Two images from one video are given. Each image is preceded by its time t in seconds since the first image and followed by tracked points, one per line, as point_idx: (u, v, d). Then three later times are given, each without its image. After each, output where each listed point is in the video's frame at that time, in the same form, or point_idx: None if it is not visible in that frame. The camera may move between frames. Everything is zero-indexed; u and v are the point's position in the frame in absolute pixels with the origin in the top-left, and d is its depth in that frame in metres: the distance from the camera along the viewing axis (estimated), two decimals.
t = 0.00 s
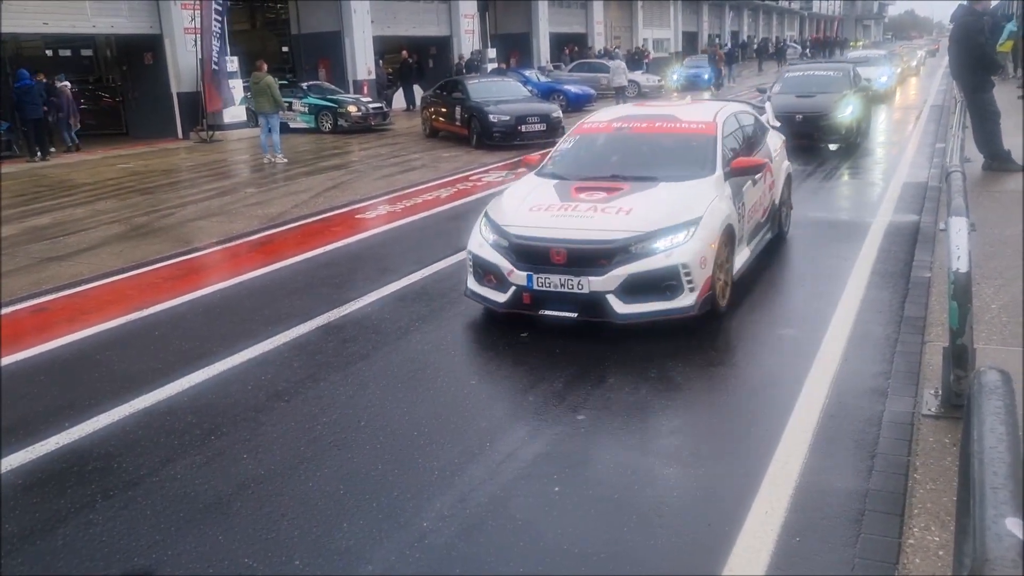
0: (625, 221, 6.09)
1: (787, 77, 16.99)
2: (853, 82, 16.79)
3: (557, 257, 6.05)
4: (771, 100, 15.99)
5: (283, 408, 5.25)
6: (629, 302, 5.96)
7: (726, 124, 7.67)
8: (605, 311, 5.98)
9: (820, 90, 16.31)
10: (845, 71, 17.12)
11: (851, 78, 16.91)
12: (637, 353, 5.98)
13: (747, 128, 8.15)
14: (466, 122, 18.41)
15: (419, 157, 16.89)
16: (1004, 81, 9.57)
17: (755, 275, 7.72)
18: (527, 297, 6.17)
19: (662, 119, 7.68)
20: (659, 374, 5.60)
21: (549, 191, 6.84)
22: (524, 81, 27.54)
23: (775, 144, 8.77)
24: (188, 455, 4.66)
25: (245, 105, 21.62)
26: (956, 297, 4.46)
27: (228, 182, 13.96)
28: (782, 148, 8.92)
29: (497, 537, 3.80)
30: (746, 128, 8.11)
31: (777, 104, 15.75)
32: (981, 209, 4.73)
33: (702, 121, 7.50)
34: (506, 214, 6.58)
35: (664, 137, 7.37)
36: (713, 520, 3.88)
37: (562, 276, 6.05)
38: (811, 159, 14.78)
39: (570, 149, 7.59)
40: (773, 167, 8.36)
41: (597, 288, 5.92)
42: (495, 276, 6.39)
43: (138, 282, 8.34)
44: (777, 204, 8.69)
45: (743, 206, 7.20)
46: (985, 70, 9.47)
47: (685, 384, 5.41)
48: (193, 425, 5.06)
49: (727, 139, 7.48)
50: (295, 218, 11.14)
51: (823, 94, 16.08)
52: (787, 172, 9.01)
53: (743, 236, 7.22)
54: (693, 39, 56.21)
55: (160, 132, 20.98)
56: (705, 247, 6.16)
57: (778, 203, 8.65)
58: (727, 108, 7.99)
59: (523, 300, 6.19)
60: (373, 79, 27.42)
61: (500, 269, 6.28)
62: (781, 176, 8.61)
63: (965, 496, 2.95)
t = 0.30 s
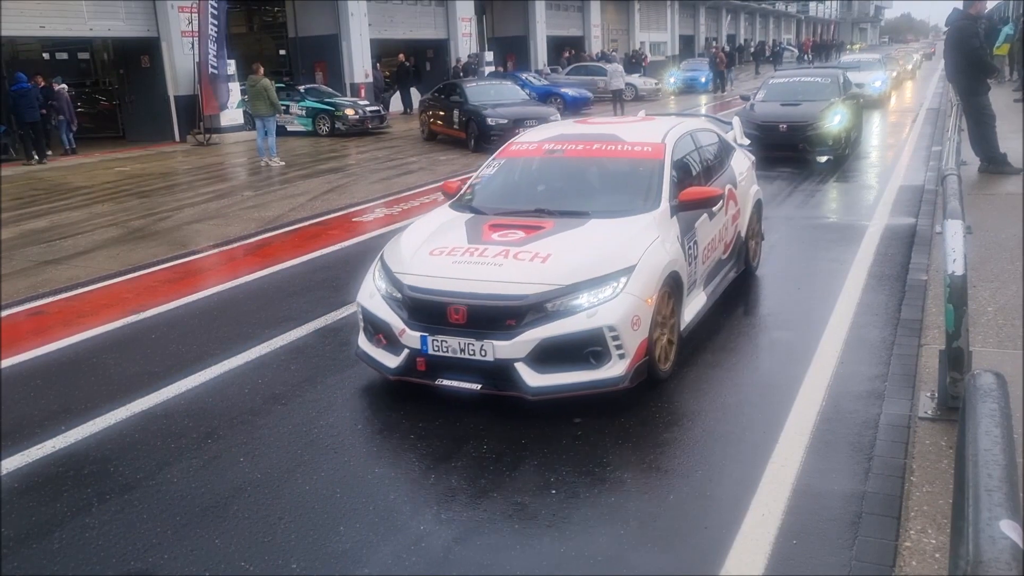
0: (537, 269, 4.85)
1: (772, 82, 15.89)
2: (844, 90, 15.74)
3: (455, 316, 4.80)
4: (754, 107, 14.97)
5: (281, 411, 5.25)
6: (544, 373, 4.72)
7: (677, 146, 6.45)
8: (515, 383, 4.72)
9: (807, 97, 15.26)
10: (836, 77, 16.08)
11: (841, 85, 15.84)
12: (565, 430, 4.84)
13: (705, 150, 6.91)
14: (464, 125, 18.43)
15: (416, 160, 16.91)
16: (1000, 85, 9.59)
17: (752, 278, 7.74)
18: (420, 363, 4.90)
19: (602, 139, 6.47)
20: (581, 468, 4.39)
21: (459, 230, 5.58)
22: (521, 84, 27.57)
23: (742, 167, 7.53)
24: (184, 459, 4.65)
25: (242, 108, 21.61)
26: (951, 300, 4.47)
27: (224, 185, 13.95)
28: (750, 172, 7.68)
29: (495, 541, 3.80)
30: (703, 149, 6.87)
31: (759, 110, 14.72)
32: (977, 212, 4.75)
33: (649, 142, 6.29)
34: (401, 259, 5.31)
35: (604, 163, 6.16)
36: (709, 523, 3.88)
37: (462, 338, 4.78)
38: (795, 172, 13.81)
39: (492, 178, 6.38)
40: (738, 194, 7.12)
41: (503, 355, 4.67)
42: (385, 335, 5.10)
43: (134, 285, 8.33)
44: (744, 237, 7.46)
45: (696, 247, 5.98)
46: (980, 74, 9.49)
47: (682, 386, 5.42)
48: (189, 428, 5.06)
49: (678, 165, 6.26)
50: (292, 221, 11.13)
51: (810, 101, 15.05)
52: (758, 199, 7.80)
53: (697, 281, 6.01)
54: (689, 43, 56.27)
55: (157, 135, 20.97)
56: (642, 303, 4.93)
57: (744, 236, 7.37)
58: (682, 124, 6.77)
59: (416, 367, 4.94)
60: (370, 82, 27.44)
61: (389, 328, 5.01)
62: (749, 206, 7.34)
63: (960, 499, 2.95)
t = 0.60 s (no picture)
0: (404, 347, 3.71)
1: (757, 89, 14.86)
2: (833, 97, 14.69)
3: (293, 411, 3.66)
4: (738, 117, 14.00)
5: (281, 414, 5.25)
6: (407, 483, 3.58)
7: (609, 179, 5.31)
8: (367, 501, 3.58)
9: (794, 105, 14.25)
10: (827, 84, 15.04)
11: (832, 92, 14.80)
12: (439, 555, 3.70)
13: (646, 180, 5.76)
14: (463, 128, 18.44)
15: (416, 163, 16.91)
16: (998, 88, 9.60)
17: (751, 282, 7.75)
18: (254, 468, 3.75)
19: (518, 168, 5.31)
20: (505, 558, 3.68)
21: (324, 288, 4.41)
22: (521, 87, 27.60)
23: (697, 199, 6.38)
24: (184, 462, 4.65)
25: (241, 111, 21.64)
26: (950, 304, 4.47)
27: (223, 188, 13.95)
28: (708, 205, 6.53)
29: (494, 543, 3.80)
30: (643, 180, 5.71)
31: (741, 121, 13.71)
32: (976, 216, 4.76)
33: (575, 174, 5.14)
34: (244, 327, 4.14)
35: (513, 201, 5.02)
36: (710, 526, 3.89)
37: (301, 439, 3.64)
38: (781, 187, 12.86)
39: (384, 216, 5.22)
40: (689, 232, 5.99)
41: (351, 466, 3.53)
42: (215, 427, 3.94)
43: (133, 288, 8.33)
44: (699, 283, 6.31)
45: (625, 308, 4.85)
46: (979, 78, 9.51)
47: (681, 389, 5.42)
48: (189, 431, 5.06)
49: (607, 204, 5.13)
50: (291, 224, 11.14)
51: (797, 110, 14.04)
52: (717, 236, 6.65)
53: (628, 346, 4.93)
54: (688, 46, 56.30)
55: (156, 138, 20.97)
56: (540, 394, 3.79)
57: (698, 281, 6.22)
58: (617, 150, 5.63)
59: (250, 472, 3.79)
60: (369, 85, 27.47)
61: (218, 420, 3.85)
62: (702, 246, 6.20)
63: (959, 502, 2.96)
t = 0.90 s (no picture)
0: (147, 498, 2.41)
1: (741, 97, 13.70)
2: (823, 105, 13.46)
3: None
4: (719, 127, 12.84)
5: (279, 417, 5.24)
6: None
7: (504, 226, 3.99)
8: None
9: (780, 114, 13.04)
10: (819, 91, 13.83)
11: (821, 101, 13.59)
12: None
13: (558, 224, 4.43)
14: (464, 133, 18.44)
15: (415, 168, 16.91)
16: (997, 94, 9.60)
17: (750, 286, 7.76)
18: None
19: (389, 206, 3.96)
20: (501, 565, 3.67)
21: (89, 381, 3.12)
22: (521, 92, 27.63)
23: (637, 243, 5.08)
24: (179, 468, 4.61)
25: (241, 115, 21.65)
26: (950, 309, 4.47)
27: (223, 192, 13.93)
28: (650, 247, 5.24)
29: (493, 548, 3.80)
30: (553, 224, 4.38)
31: (721, 133, 12.55)
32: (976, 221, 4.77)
33: (462, 216, 3.81)
34: None
35: (370, 256, 3.66)
36: (709, 531, 3.88)
37: None
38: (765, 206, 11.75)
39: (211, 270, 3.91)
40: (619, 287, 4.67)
41: None
42: None
43: (134, 292, 8.33)
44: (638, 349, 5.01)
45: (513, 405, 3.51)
46: (977, 82, 9.51)
47: (682, 393, 5.42)
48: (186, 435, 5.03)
49: (496, 260, 3.79)
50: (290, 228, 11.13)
51: (783, 120, 12.85)
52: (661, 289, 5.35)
53: (519, 450, 3.62)
54: (688, 51, 56.40)
55: (156, 142, 20.96)
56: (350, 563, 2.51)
57: (632, 346, 4.90)
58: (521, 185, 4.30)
59: None
60: (369, 89, 27.50)
61: None
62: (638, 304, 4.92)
63: (959, 508, 2.95)
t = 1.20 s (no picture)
0: None
1: (719, 114, 12.73)
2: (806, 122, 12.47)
3: None
4: (693, 147, 11.86)
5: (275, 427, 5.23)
6: None
7: (320, 315, 2.98)
8: None
9: (760, 133, 12.07)
10: (803, 108, 12.87)
11: (806, 119, 12.61)
12: None
13: (413, 300, 3.40)
14: (464, 144, 18.48)
15: (414, 179, 16.94)
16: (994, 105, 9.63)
17: (749, 297, 7.76)
18: None
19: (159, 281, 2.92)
20: None
21: None
22: (520, 103, 27.70)
23: (537, 314, 4.00)
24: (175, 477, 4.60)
25: (240, 126, 21.69)
26: (949, 320, 4.48)
27: (222, 202, 13.93)
28: (559, 315, 4.17)
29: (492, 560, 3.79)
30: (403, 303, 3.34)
31: (695, 153, 11.55)
32: (973, 233, 4.80)
33: (248, 300, 2.79)
34: None
35: (113, 357, 2.65)
36: (708, 541, 3.88)
37: None
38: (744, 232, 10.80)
39: None
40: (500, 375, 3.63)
41: None
42: None
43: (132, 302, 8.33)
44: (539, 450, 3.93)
45: None
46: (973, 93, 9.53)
47: (681, 404, 5.43)
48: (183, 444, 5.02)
49: (285, 362, 2.86)
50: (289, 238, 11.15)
51: (763, 139, 11.86)
52: (575, 368, 4.23)
53: None
54: (686, 62, 56.62)
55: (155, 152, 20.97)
56: None
57: (530, 450, 3.85)
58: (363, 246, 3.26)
59: None
60: (368, 100, 27.57)
61: None
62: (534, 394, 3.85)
63: (958, 518, 2.95)
